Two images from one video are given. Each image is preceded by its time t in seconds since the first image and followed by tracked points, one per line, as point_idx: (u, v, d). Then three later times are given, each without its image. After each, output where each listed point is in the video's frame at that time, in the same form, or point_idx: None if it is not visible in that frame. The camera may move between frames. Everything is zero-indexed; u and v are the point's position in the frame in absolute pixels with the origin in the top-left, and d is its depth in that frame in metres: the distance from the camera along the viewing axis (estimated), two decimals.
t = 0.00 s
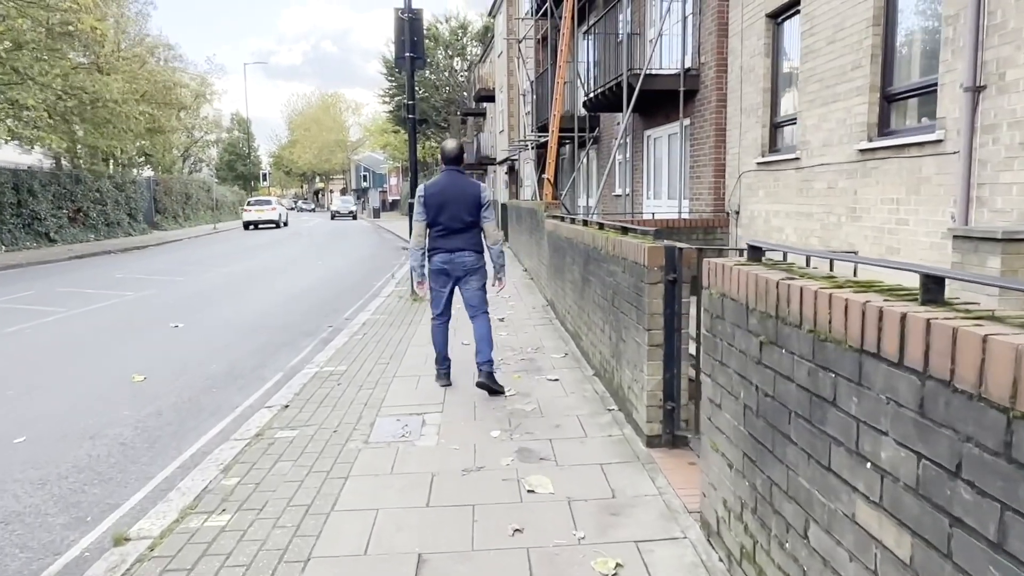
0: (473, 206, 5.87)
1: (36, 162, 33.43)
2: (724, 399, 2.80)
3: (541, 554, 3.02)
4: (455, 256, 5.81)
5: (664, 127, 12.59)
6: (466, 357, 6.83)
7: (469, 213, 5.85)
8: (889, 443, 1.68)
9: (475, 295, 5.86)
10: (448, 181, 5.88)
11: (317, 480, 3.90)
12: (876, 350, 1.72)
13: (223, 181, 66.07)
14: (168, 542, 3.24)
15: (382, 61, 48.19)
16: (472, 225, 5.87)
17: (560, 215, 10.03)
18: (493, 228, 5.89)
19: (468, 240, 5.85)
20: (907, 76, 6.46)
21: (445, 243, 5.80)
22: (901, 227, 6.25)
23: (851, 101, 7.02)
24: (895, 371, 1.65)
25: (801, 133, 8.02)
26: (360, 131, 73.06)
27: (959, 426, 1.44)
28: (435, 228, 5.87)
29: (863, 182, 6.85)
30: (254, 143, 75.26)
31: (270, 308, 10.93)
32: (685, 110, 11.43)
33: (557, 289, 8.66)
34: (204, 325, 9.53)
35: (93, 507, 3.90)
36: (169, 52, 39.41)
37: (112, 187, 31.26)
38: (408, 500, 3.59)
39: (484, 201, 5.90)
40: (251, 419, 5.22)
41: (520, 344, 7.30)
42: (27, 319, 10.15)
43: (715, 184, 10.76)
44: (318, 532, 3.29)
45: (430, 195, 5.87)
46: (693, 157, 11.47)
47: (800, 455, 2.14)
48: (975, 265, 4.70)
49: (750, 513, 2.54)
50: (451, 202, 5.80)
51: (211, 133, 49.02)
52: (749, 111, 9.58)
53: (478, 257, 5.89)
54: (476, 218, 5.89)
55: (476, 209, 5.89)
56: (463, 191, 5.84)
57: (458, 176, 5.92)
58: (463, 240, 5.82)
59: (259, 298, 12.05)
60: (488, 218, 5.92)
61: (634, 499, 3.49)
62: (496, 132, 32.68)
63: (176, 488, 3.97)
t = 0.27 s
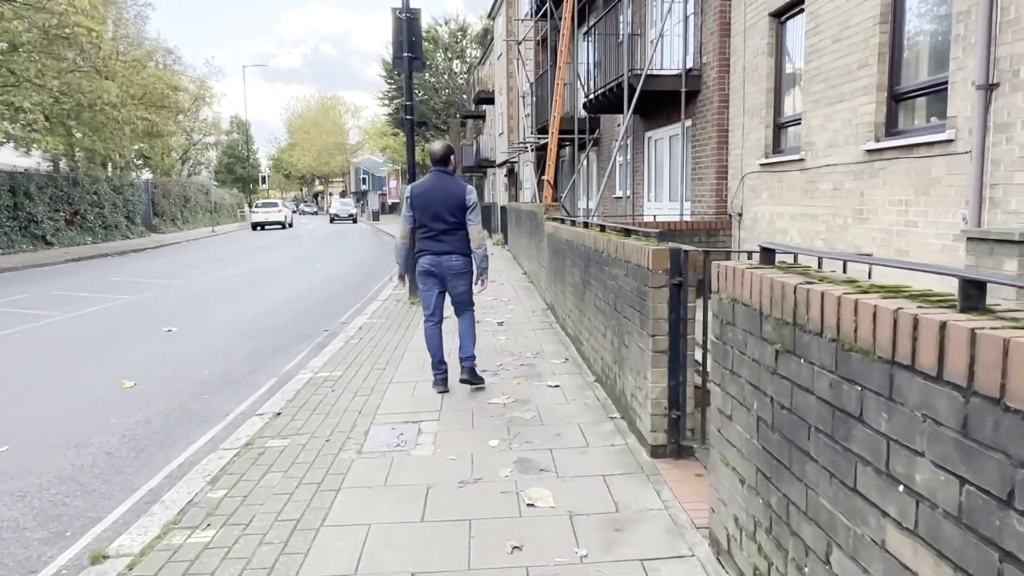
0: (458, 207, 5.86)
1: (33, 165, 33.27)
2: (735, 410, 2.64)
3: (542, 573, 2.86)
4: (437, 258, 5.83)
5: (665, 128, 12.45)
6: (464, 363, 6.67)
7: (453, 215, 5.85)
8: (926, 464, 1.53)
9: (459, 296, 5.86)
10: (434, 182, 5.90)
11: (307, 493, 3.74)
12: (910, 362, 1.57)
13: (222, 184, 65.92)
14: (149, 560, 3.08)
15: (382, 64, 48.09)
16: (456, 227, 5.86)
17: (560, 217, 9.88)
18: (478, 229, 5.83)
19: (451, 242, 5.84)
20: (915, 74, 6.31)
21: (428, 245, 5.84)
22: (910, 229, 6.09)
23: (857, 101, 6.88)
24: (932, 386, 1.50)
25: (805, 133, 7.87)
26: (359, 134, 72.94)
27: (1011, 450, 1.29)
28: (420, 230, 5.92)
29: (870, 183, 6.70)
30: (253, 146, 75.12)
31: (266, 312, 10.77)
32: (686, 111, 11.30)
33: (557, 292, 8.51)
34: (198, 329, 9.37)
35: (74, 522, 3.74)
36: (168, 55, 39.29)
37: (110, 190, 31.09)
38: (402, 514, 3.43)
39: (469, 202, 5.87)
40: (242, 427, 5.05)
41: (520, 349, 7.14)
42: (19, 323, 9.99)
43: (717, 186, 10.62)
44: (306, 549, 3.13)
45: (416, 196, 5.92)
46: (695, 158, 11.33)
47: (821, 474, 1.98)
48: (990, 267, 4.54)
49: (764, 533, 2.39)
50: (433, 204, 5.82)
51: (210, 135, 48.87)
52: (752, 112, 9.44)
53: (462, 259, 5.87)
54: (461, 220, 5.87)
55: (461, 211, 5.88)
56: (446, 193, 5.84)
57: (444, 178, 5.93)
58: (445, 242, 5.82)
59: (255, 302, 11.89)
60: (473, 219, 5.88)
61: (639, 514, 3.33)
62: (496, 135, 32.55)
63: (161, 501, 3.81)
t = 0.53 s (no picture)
0: (450, 210, 5.73)
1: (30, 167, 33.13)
2: (745, 424, 2.47)
3: None
4: (428, 261, 5.68)
5: (667, 129, 12.29)
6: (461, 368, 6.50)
7: (444, 218, 5.71)
8: (966, 495, 1.36)
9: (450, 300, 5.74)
10: (427, 185, 5.79)
11: (294, 507, 3.57)
12: (947, 380, 1.40)
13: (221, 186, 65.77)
14: None
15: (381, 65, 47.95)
16: (448, 230, 5.72)
17: (559, 219, 9.71)
18: (470, 232, 5.68)
19: (443, 245, 5.70)
20: (923, 72, 6.15)
21: (418, 248, 5.69)
22: (919, 231, 5.93)
23: (864, 99, 6.71)
24: (973, 408, 1.34)
25: (810, 133, 7.71)
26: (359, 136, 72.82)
27: None
28: (412, 233, 5.79)
29: (877, 184, 6.54)
30: (253, 148, 74.99)
31: (261, 315, 10.61)
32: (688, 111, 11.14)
33: (557, 295, 8.34)
34: (191, 333, 9.20)
35: (49, 538, 3.57)
36: (167, 56, 39.15)
37: (107, 192, 30.94)
38: (393, 532, 3.26)
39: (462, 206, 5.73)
40: (230, 436, 4.89)
41: (518, 353, 6.97)
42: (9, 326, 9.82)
43: (719, 187, 10.45)
44: (290, 569, 2.96)
45: (408, 199, 5.81)
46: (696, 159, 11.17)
47: (842, 498, 1.82)
48: (1006, 271, 4.38)
49: (777, 557, 2.22)
50: (424, 207, 5.70)
51: (209, 137, 48.73)
52: (755, 111, 9.29)
53: (454, 263, 5.72)
54: (453, 224, 5.74)
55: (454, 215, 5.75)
56: (438, 196, 5.71)
57: (437, 182, 5.82)
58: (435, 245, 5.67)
59: (250, 304, 11.73)
60: (466, 223, 5.73)
61: (642, 531, 3.16)
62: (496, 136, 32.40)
63: (140, 516, 3.64)
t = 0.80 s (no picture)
0: (447, 213, 5.61)
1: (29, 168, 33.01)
2: (757, 439, 2.33)
3: None
4: (424, 264, 5.57)
5: (668, 130, 12.15)
6: (459, 372, 6.36)
7: (441, 221, 5.59)
8: (1015, 529, 1.23)
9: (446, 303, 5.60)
10: (424, 188, 5.66)
11: (283, 521, 3.43)
12: (990, 399, 1.27)
13: (221, 187, 65.67)
14: None
15: (381, 67, 47.87)
16: (444, 233, 5.61)
17: (560, 220, 9.58)
18: (466, 235, 5.56)
19: (438, 249, 5.58)
20: (932, 70, 6.02)
21: (415, 251, 5.58)
22: (928, 233, 5.79)
23: (870, 98, 6.58)
24: None
25: (815, 133, 7.58)
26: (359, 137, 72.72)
27: None
28: (409, 236, 5.66)
29: (884, 185, 6.41)
30: (253, 149, 74.91)
31: (258, 317, 10.48)
32: (689, 111, 11.01)
33: (557, 298, 8.21)
34: (186, 336, 9.06)
35: (28, 552, 3.43)
36: (166, 57, 39.04)
37: (106, 193, 30.82)
38: (386, 547, 3.12)
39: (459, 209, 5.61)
40: (220, 444, 4.75)
41: (517, 358, 6.84)
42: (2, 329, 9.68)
43: (721, 187, 10.31)
44: None
45: (406, 201, 5.67)
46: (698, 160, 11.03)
47: (867, 524, 1.68)
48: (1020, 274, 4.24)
49: None
50: (421, 209, 5.57)
51: (209, 139, 48.62)
52: (758, 111, 9.16)
53: (451, 266, 5.60)
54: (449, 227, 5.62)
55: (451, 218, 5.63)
56: (434, 198, 5.59)
57: (435, 184, 5.68)
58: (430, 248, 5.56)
59: (246, 307, 11.59)
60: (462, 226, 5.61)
61: (647, 548, 3.02)
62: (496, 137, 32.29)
63: (123, 531, 3.50)
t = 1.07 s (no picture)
0: (447, 212, 5.46)
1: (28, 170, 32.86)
2: (785, 454, 2.17)
3: None
4: (424, 265, 5.49)
5: (672, 130, 11.99)
6: (461, 377, 6.19)
7: (440, 220, 5.44)
8: None
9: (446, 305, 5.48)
10: (424, 188, 5.54)
11: (278, 536, 3.27)
12: None
13: (221, 189, 65.55)
14: None
15: (382, 68, 47.74)
16: (445, 233, 5.47)
17: (563, 221, 9.42)
18: (467, 235, 5.39)
19: (438, 249, 5.44)
20: (947, 67, 5.85)
21: (415, 252, 5.50)
22: (945, 234, 5.63)
23: (883, 96, 6.41)
24: None
25: (825, 132, 7.41)
26: (359, 139, 72.60)
27: None
28: (411, 237, 5.59)
29: (897, 185, 6.25)
30: (254, 151, 74.78)
31: (257, 320, 10.32)
32: (694, 111, 10.85)
33: (561, 301, 8.04)
34: (183, 340, 8.90)
35: (10, 569, 3.27)
36: (167, 58, 38.90)
37: (105, 195, 30.67)
38: (386, 566, 2.96)
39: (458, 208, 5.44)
40: (214, 453, 4.58)
41: (521, 362, 6.67)
42: None
43: (727, 188, 10.15)
44: None
45: (408, 201, 5.59)
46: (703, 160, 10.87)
47: (920, 556, 1.51)
48: None
49: None
50: (420, 210, 5.46)
51: (209, 140, 48.47)
52: (765, 111, 9.00)
53: (451, 266, 5.46)
54: (450, 227, 5.47)
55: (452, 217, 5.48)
56: (433, 198, 5.44)
57: (435, 184, 5.54)
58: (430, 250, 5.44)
59: (244, 309, 11.42)
60: (463, 225, 5.45)
61: (662, 567, 2.85)
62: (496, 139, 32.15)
63: (110, 546, 3.34)
